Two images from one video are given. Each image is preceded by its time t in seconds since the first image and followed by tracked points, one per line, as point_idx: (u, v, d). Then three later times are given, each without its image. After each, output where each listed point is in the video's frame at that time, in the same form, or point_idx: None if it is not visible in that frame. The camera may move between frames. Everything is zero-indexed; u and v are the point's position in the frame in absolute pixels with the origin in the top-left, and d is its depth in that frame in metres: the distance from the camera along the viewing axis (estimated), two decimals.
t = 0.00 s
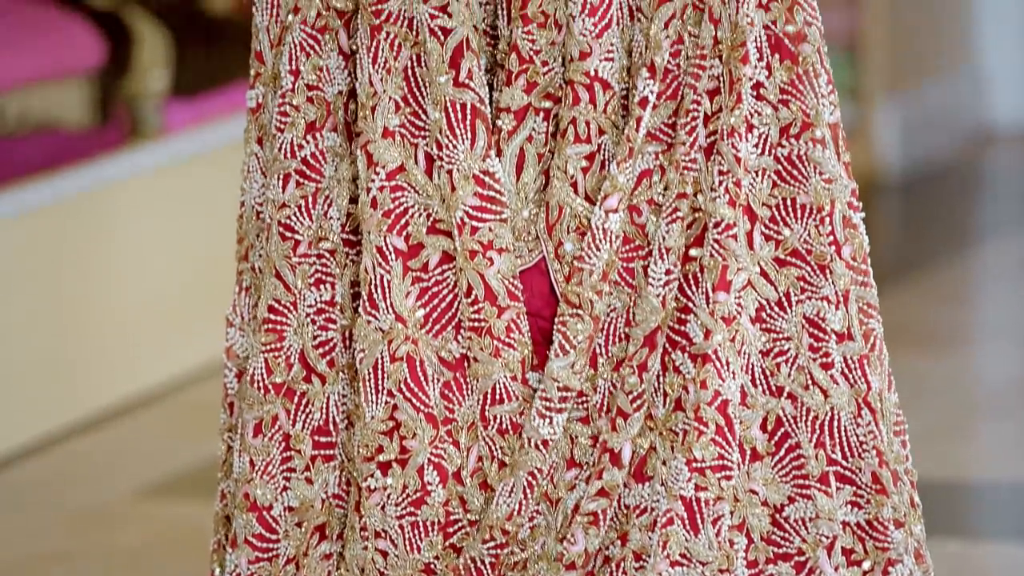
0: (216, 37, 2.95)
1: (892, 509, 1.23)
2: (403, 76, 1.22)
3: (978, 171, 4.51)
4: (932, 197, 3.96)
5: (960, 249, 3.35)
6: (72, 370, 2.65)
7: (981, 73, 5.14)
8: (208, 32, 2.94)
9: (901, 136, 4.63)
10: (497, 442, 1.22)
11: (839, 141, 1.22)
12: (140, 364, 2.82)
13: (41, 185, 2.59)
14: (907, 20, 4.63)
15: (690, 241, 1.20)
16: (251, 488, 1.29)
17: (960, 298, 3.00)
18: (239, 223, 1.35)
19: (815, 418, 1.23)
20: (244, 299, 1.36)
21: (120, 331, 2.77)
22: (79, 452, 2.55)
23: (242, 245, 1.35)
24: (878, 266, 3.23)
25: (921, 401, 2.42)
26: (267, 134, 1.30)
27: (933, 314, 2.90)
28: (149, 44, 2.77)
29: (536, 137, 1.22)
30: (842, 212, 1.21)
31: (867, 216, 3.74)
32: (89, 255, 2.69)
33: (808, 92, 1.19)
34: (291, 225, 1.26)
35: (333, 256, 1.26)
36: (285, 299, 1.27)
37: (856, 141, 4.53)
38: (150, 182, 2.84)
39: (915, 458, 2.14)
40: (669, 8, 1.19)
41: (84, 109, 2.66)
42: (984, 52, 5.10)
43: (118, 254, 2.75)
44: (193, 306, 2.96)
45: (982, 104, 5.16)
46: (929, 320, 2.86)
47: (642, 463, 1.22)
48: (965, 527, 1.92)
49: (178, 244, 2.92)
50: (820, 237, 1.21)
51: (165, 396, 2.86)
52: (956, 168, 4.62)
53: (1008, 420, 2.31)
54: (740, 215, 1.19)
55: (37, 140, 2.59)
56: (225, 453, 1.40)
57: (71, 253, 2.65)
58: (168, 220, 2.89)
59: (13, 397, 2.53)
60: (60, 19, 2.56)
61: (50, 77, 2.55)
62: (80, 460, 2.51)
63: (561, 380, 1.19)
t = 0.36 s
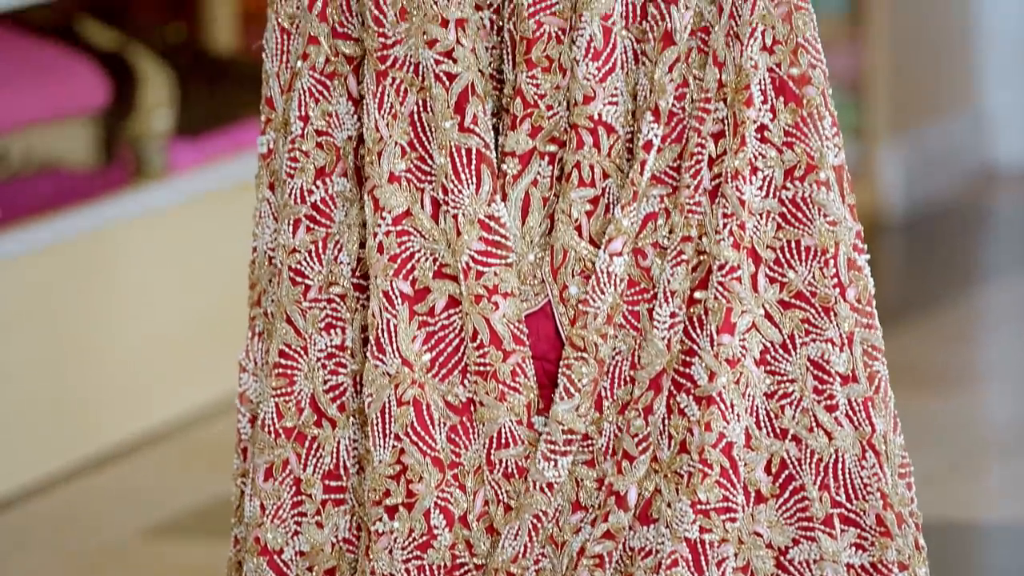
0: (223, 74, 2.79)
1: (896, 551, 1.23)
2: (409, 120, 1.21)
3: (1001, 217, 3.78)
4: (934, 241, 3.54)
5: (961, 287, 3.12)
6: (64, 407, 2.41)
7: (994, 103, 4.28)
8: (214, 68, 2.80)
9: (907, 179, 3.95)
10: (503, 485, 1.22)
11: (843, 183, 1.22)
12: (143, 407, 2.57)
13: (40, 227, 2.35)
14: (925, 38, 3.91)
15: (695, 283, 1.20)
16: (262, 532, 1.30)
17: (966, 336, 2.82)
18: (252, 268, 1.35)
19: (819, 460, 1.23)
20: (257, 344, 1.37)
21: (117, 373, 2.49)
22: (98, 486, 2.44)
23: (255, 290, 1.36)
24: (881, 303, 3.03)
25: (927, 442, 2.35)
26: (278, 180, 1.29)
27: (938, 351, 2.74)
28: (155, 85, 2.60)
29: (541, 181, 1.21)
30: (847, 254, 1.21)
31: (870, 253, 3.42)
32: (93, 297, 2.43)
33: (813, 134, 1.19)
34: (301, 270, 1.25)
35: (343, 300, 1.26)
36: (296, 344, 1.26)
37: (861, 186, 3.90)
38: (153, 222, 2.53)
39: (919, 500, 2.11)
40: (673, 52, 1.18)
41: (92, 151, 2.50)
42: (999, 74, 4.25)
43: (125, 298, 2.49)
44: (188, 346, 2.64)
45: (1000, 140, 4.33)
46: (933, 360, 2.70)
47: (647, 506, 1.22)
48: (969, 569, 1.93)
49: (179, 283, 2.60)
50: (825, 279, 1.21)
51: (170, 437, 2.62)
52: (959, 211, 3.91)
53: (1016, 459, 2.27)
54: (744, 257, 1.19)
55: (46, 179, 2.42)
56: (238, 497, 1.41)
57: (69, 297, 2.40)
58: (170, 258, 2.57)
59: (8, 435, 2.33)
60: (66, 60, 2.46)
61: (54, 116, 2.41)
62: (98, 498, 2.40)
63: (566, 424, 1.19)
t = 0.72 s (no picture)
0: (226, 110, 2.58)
1: None
2: (405, 150, 1.20)
3: (1008, 256, 3.37)
4: (939, 273, 3.31)
5: (959, 321, 3.01)
6: (65, 440, 2.32)
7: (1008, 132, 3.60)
8: (217, 105, 2.58)
9: (907, 215, 3.48)
10: (499, 515, 1.22)
11: (841, 215, 1.22)
12: (144, 441, 2.45)
13: (40, 262, 2.24)
14: (925, 60, 3.37)
15: (691, 314, 1.20)
16: (255, 562, 1.30)
17: (965, 371, 2.76)
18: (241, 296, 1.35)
19: (819, 491, 1.23)
20: (246, 374, 1.37)
21: (116, 407, 2.39)
22: (101, 521, 2.33)
23: (245, 318, 1.35)
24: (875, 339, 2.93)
25: (924, 477, 2.34)
26: (269, 210, 1.30)
27: (937, 387, 2.70)
28: (155, 119, 2.44)
29: (537, 211, 1.21)
30: (845, 285, 1.21)
31: (868, 288, 3.25)
32: (89, 335, 2.33)
33: (810, 165, 1.19)
34: (294, 299, 1.24)
35: (336, 330, 1.25)
36: (289, 374, 1.26)
37: (858, 222, 3.47)
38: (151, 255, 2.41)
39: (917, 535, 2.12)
40: (669, 81, 1.18)
41: (93, 186, 2.37)
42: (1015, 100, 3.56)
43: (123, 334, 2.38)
44: (190, 376, 2.52)
45: (1008, 177, 3.67)
46: (931, 396, 2.66)
47: (644, 537, 1.22)
48: None
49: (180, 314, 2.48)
50: (823, 309, 1.20)
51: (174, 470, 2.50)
52: (957, 251, 3.44)
53: (1016, 495, 2.27)
54: (741, 287, 1.18)
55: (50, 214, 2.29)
56: (228, 528, 1.40)
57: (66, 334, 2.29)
58: (169, 291, 2.45)
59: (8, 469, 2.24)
60: (72, 94, 2.29)
61: (54, 151, 2.25)
62: (103, 530, 2.30)
63: (563, 454, 1.19)
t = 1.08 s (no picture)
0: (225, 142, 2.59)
1: None
2: (408, 183, 1.20)
3: (1010, 284, 3.30)
4: (942, 301, 3.25)
5: (960, 352, 2.97)
6: (72, 467, 2.29)
7: (1004, 162, 3.55)
8: (216, 135, 2.59)
9: (907, 245, 3.38)
10: (502, 547, 1.23)
11: (841, 246, 1.22)
12: (147, 471, 2.42)
13: (41, 292, 2.21)
14: (926, 89, 3.31)
15: (692, 344, 1.20)
16: None
17: (967, 405, 2.73)
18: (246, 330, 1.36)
19: (820, 519, 1.23)
20: (253, 408, 1.37)
21: (121, 436, 2.36)
22: (102, 551, 2.29)
23: (252, 352, 1.36)
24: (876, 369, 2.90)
25: (926, 510, 2.33)
26: (274, 244, 1.30)
27: (938, 419, 2.67)
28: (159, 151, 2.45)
29: (539, 243, 1.21)
30: (845, 315, 1.21)
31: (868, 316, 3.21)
32: (90, 368, 2.30)
33: (810, 196, 1.19)
34: (298, 332, 1.25)
35: (340, 363, 1.26)
36: (293, 408, 1.26)
37: (858, 253, 3.37)
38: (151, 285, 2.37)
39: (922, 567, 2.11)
40: (671, 113, 1.18)
41: (93, 216, 2.35)
42: (1012, 129, 3.51)
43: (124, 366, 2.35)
44: (192, 403, 2.48)
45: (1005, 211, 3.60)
46: (931, 428, 2.63)
47: (644, 565, 1.23)
48: None
49: (182, 344, 2.44)
50: (823, 339, 1.21)
51: (176, 501, 2.46)
52: (958, 281, 3.36)
53: (1018, 526, 2.26)
54: (741, 317, 1.19)
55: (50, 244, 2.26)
56: (234, 562, 1.40)
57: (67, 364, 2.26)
58: (171, 322, 2.42)
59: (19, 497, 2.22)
60: (74, 124, 2.28)
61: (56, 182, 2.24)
62: (104, 562, 2.26)
63: (564, 484, 1.19)
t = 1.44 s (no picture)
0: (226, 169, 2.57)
1: None
2: (409, 211, 1.20)
3: (1010, 311, 3.30)
4: (943, 327, 3.25)
5: (960, 377, 2.97)
6: (75, 480, 2.27)
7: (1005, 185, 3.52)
8: (217, 162, 2.57)
9: (908, 273, 3.36)
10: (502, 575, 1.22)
11: (842, 274, 1.22)
12: (144, 497, 2.39)
13: (41, 319, 2.20)
14: (925, 117, 3.29)
15: (692, 371, 1.20)
16: None
17: (971, 433, 2.72)
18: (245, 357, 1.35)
19: (821, 546, 1.23)
20: (252, 435, 1.37)
21: (122, 458, 2.34)
22: None
23: (250, 379, 1.36)
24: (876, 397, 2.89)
25: (928, 538, 2.32)
26: (273, 271, 1.30)
27: (940, 447, 2.66)
28: (161, 180, 2.46)
29: (540, 271, 1.20)
30: (846, 343, 1.21)
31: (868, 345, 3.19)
32: (89, 393, 2.27)
33: (811, 225, 1.19)
34: (298, 359, 1.25)
35: (340, 390, 1.25)
36: (292, 434, 1.26)
37: (860, 282, 3.34)
38: (153, 313, 2.35)
39: None
40: (673, 142, 1.17)
41: (93, 244, 2.32)
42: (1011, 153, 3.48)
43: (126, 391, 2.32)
44: (194, 430, 2.45)
45: (1008, 234, 3.58)
46: (932, 456, 2.63)
47: None
48: None
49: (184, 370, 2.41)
50: (824, 367, 1.20)
51: (175, 528, 2.43)
52: (958, 308, 3.35)
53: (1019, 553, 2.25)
54: (741, 344, 1.19)
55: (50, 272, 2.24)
56: None
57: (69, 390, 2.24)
58: (172, 348, 2.39)
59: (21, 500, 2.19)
60: (74, 152, 2.23)
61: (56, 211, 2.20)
62: None
63: (564, 511, 1.19)
